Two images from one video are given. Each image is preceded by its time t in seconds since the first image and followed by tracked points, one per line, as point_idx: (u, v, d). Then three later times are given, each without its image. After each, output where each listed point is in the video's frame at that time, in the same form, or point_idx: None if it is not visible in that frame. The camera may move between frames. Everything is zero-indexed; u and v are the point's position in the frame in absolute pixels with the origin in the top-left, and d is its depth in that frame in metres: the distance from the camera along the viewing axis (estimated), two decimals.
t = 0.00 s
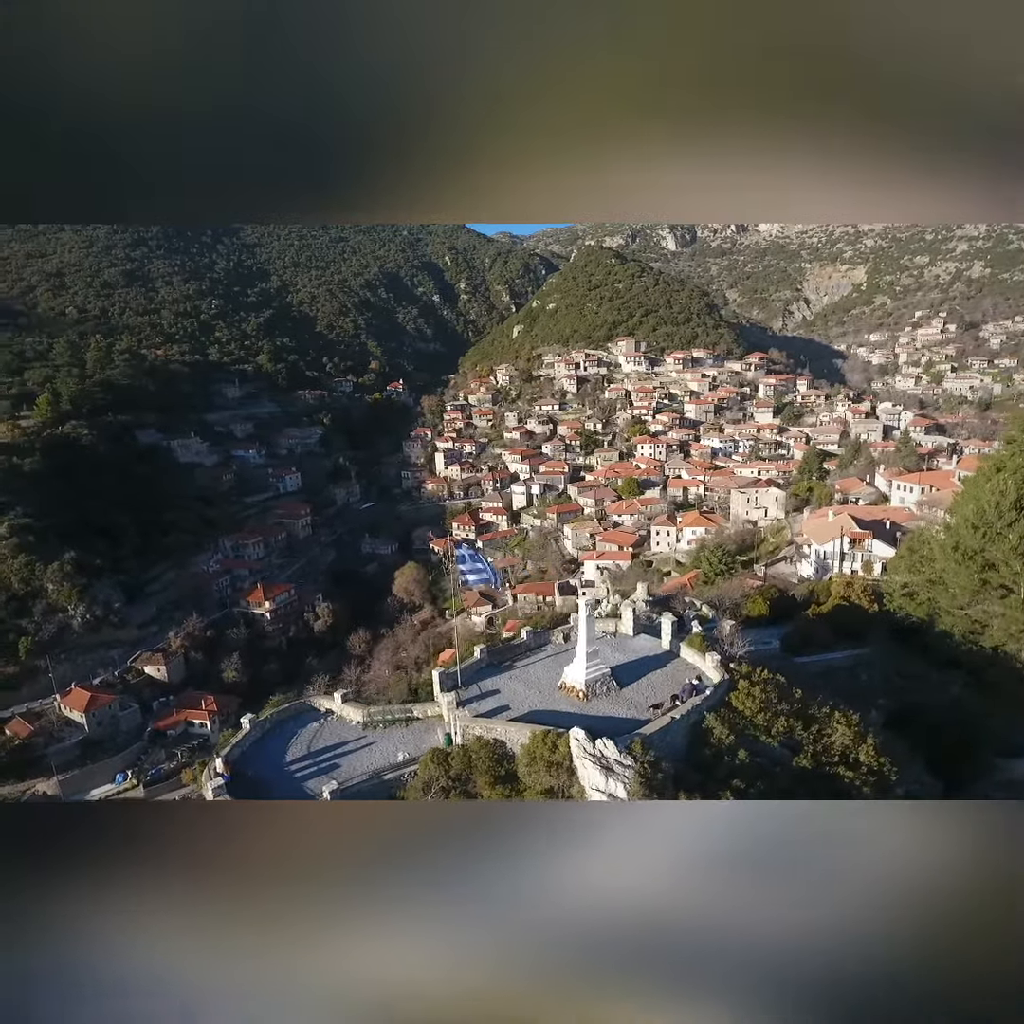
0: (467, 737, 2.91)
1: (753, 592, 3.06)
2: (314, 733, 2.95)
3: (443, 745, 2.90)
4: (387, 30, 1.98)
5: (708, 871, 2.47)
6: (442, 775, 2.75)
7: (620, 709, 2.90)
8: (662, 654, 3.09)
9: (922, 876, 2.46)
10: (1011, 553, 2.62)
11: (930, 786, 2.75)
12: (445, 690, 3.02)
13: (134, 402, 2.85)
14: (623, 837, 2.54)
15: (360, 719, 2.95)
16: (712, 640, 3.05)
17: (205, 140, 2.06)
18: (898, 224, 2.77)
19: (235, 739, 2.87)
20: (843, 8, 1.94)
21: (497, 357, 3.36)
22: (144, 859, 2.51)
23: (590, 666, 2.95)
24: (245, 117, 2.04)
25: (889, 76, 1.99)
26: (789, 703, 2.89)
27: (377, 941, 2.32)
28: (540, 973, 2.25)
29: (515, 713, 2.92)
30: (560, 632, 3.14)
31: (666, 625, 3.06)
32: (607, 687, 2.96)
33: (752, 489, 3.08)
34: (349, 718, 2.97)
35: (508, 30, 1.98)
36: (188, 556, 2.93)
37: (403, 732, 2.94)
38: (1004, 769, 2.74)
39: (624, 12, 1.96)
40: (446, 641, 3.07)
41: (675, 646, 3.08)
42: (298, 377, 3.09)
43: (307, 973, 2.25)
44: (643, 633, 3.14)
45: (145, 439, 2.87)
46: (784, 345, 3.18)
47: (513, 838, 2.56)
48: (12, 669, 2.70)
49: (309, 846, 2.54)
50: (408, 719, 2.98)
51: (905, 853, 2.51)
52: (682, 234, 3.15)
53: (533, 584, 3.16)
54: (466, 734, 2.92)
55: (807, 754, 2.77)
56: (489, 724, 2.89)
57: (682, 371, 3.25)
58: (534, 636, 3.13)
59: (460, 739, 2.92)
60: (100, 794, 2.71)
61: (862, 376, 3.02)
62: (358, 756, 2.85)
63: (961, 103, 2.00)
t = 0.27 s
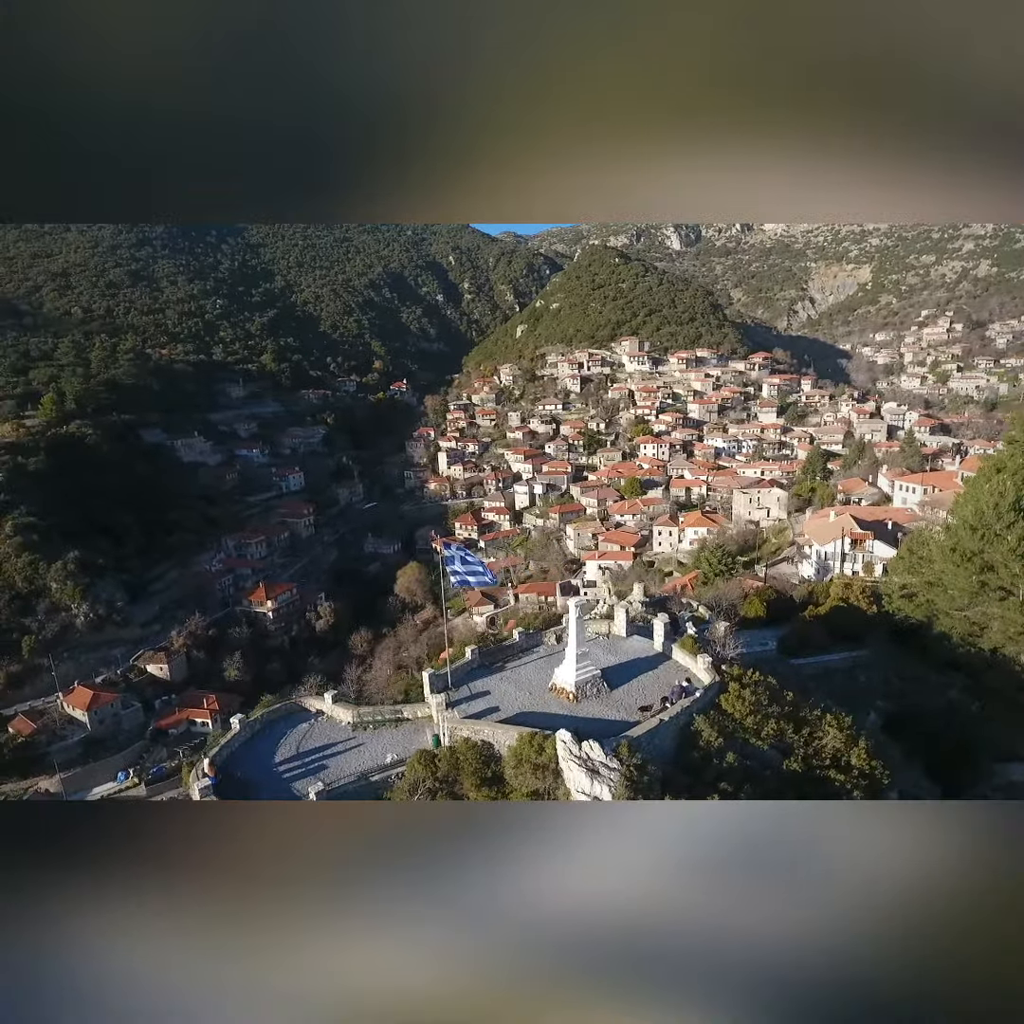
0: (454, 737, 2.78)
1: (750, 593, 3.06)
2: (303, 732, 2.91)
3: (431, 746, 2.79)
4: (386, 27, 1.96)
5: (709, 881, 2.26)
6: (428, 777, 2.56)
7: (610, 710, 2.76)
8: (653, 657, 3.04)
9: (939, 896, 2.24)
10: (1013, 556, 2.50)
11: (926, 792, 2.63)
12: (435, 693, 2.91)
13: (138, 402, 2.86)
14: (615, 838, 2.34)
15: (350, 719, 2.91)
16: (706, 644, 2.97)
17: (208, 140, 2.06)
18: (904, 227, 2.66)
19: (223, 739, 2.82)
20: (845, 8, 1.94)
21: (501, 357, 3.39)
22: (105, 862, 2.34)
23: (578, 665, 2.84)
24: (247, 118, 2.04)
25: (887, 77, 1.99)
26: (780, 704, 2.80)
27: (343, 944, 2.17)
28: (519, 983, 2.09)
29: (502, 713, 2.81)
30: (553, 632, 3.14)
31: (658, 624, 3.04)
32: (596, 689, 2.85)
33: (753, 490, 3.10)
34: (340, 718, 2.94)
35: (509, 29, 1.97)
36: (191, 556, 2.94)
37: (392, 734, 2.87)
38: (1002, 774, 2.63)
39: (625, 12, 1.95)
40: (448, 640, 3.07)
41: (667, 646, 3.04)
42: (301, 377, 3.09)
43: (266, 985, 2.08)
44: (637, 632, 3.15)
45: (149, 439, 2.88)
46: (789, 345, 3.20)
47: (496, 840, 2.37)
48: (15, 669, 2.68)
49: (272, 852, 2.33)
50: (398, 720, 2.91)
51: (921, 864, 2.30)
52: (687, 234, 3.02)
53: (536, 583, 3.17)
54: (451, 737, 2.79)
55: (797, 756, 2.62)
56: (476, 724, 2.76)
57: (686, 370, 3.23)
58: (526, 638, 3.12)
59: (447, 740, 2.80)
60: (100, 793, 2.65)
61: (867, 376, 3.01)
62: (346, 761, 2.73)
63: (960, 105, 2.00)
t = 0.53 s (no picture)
0: (441, 739, 2.86)
1: (747, 593, 3.08)
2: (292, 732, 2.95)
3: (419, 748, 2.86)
4: (386, 28, 1.97)
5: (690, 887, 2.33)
6: (413, 779, 2.64)
7: (598, 712, 2.85)
8: (643, 659, 3.12)
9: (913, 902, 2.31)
10: (1005, 559, 2.57)
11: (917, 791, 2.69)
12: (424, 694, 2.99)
13: (140, 402, 2.86)
14: (592, 842, 2.45)
15: (338, 722, 2.94)
16: (694, 645, 3.06)
17: (208, 140, 2.06)
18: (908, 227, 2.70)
19: (211, 739, 2.86)
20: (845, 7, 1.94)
21: (503, 356, 3.37)
22: (107, 861, 2.43)
23: (567, 669, 2.93)
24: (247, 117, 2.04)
25: (889, 75, 1.98)
26: (768, 708, 2.88)
27: (322, 944, 2.21)
28: (493, 982, 2.13)
29: (490, 715, 2.88)
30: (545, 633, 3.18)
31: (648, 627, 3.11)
32: (584, 691, 2.93)
33: (755, 489, 3.06)
34: (329, 718, 2.96)
35: (509, 29, 1.97)
36: (193, 555, 2.95)
37: (380, 734, 2.92)
38: (996, 776, 2.67)
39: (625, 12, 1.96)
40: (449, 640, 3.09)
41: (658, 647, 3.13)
42: (304, 377, 3.09)
43: (250, 976, 2.13)
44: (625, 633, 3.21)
45: (151, 438, 2.89)
46: (792, 346, 3.15)
47: (479, 841, 2.48)
48: (17, 667, 2.70)
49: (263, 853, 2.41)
50: (386, 720, 2.96)
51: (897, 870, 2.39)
52: (690, 234, 3.02)
53: (536, 583, 3.18)
54: (439, 738, 2.87)
55: (786, 758, 2.74)
56: (463, 726, 2.83)
57: (688, 370, 3.22)
58: (517, 639, 3.17)
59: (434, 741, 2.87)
60: (100, 793, 2.70)
61: (871, 375, 3.00)
62: (334, 761, 2.79)
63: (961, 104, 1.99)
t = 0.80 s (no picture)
0: (427, 740, 2.86)
1: (743, 593, 3.06)
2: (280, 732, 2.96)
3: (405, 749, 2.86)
4: (386, 27, 1.96)
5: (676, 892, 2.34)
6: (398, 780, 2.65)
7: (585, 714, 2.85)
8: (632, 660, 3.11)
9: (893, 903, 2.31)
10: (1000, 560, 2.57)
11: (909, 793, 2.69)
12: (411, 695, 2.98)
13: (141, 402, 2.86)
14: (576, 845, 2.45)
15: (326, 723, 2.94)
16: (684, 646, 3.02)
17: (208, 140, 2.07)
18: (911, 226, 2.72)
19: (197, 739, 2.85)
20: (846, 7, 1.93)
21: (505, 356, 3.37)
22: (94, 857, 2.44)
23: (555, 670, 2.93)
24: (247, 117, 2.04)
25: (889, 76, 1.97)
26: (755, 710, 2.86)
27: (302, 941, 2.21)
28: (472, 980, 2.12)
29: (478, 716, 2.89)
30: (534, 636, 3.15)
31: (638, 629, 3.11)
32: (572, 692, 2.94)
33: (755, 490, 3.06)
34: (317, 719, 2.96)
35: (508, 28, 1.96)
36: (194, 555, 2.95)
37: (367, 736, 2.91)
38: (990, 778, 2.68)
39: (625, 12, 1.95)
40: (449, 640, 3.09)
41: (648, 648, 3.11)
42: (305, 377, 3.09)
43: (235, 967, 2.15)
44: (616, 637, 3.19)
45: (153, 438, 2.89)
46: (795, 345, 3.13)
47: (467, 836, 2.50)
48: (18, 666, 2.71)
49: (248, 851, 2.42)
50: (374, 722, 2.95)
51: (880, 873, 2.38)
52: (693, 233, 3.03)
53: (536, 583, 3.17)
54: (425, 739, 2.87)
55: (773, 762, 2.71)
56: (449, 727, 2.84)
57: (690, 370, 3.23)
58: (507, 639, 3.16)
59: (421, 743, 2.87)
60: (100, 792, 2.71)
61: (874, 375, 2.99)
62: (320, 762, 2.78)
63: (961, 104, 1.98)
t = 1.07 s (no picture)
0: (411, 742, 2.84)
1: (738, 594, 3.04)
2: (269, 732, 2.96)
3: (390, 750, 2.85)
4: (386, 27, 1.96)
5: (666, 891, 2.26)
6: (382, 781, 2.67)
7: (572, 715, 2.84)
8: (621, 661, 3.11)
9: (897, 905, 2.21)
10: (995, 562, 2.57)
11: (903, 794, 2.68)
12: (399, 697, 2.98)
13: (142, 402, 2.87)
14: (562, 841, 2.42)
15: (315, 724, 2.96)
16: (672, 646, 3.02)
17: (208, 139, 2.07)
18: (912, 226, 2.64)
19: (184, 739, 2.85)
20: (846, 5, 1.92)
21: (506, 356, 3.37)
22: (81, 851, 2.42)
23: (542, 671, 2.93)
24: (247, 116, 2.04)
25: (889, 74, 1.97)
26: (743, 711, 2.84)
27: (279, 931, 2.16)
28: (449, 973, 2.05)
29: (465, 718, 2.89)
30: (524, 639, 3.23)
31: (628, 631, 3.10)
32: (560, 694, 2.93)
33: (754, 491, 3.06)
34: (306, 719, 2.98)
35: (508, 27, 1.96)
36: (194, 554, 2.95)
37: (354, 737, 2.94)
38: (990, 780, 2.67)
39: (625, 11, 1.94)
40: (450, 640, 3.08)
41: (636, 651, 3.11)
42: (307, 377, 3.09)
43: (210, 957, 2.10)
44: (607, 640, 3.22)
45: (154, 438, 2.89)
46: (796, 345, 3.12)
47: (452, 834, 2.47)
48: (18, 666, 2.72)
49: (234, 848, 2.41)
50: (362, 723, 2.98)
51: (878, 872, 2.30)
52: (695, 234, 2.93)
53: (535, 583, 3.18)
54: (409, 740, 2.85)
55: (761, 764, 2.70)
56: (433, 728, 2.83)
57: (691, 371, 3.25)
58: (496, 640, 3.20)
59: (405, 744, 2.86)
60: (100, 791, 2.72)
61: (876, 375, 2.98)
62: (307, 762, 2.81)
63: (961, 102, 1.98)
